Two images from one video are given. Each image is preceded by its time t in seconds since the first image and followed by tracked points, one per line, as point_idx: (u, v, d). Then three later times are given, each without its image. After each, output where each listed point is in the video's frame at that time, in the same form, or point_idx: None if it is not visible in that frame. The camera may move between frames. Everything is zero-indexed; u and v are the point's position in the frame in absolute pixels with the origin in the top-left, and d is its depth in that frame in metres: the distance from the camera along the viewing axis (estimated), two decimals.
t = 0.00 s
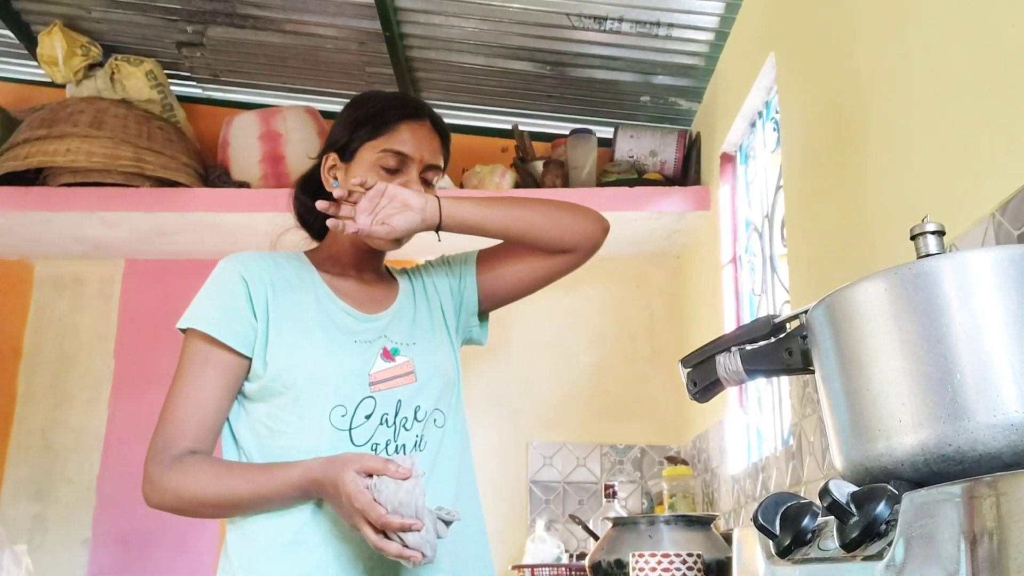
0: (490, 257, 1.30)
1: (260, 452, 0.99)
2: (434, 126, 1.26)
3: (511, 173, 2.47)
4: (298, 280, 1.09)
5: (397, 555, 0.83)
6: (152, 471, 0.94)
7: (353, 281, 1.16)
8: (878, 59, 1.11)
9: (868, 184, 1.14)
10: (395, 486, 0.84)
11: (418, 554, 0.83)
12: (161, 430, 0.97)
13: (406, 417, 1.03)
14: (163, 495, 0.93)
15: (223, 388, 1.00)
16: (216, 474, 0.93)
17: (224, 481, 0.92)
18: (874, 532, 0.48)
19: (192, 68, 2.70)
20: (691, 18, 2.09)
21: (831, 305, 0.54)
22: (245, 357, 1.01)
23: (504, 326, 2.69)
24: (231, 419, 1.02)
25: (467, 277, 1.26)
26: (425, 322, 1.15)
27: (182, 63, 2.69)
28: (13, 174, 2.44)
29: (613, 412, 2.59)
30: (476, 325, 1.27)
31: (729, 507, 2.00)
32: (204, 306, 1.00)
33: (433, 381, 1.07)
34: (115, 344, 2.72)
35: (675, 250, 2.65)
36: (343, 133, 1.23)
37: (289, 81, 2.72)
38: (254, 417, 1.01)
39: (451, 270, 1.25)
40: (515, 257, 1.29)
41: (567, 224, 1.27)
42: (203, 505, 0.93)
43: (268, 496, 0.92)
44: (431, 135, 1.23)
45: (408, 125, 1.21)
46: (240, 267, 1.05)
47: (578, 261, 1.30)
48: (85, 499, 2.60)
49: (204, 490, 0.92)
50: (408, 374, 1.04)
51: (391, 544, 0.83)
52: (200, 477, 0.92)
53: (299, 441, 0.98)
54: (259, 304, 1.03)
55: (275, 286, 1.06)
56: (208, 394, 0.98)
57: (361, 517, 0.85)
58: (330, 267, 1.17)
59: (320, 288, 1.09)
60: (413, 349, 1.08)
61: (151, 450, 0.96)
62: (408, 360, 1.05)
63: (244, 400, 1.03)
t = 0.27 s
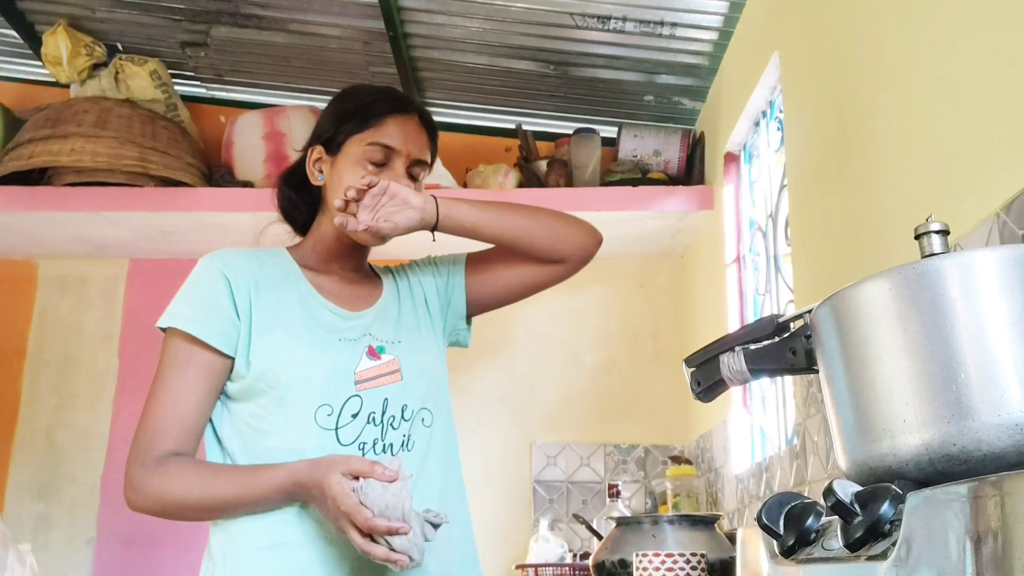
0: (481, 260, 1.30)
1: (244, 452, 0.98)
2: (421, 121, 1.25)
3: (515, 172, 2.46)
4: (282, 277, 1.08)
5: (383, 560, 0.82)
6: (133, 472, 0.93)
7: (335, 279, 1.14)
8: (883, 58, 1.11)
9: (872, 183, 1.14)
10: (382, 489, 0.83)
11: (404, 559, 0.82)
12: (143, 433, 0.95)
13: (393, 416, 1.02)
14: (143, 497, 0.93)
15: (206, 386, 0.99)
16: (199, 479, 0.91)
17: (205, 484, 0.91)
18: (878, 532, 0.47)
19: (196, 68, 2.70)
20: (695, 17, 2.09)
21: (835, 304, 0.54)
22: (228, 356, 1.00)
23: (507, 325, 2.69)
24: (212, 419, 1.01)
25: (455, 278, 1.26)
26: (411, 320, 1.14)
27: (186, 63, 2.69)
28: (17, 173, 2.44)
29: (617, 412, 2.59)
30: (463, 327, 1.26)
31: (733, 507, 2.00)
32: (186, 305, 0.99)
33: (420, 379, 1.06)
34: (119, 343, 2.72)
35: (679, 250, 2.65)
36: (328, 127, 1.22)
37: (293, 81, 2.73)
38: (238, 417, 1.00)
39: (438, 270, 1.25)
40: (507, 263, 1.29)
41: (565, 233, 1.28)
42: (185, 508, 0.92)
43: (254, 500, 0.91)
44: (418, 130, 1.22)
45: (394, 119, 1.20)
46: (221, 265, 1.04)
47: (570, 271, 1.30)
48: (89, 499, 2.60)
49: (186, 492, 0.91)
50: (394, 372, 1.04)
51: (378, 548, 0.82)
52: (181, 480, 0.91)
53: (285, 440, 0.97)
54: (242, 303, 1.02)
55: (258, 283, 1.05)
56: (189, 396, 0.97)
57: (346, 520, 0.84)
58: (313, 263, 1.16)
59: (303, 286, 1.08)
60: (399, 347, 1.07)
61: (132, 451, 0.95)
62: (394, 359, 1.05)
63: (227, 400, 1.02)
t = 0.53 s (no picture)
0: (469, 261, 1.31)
1: (234, 448, 0.96)
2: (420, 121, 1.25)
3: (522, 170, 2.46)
4: (274, 270, 1.06)
5: (388, 559, 0.81)
6: (119, 466, 0.90)
7: (325, 274, 1.13)
8: (891, 55, 1.11)
9: (881, 181, 1.13)
10: (388, 488, 0.82)
11: (410, 557, 0.82)
12: (127, 427, 0.91)
13: (385, 416, 1.01)
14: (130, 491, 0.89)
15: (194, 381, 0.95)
16: (191, 473, 0.89)
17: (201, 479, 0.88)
18: (886, 530, 0.47)
19: (203, 66, 2.71)
20: (702, 14, 2.08)
21: (843, 302, 0.54)
22: (219, 351, 0.97)
23: (514, 323, 2.69)
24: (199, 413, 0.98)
25: (443, 279, 1.26)
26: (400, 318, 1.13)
27: (194, 61, 2.70)
28: (26, 171, 2.46)
29: (624, 409, 2.59)
30: (448, 327, 1.27)
31: (740, 505, 2.00)
32: (177, 294, 0.96)
33: (412, 378, 1.06)
34: (127, 341, 2.73)
35: (686, 248, 2.64)
36: (326, 121, 1.20)
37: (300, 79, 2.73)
38: (229, 412, 0.98)
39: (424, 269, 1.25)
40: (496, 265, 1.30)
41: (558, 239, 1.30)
42: (177, 504, 0.88)
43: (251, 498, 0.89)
44: (417, 129, 1.22)
45: (394, 116, 1.20)
46: (211, 253, 1.01)
47: (559, 275, 1.32)
48: (98, 496, 2.62)
49: (178, 488, 0.88)
50: (387, 372, 1.03)
51: (384, 546, 0.81)
52: (174, 475, 0.88)
53: (280, 438, 0.95)
54: (235, 295, 0.99)
55: (251, 276, 1.02)
56: (178, 388, 0.94)
57: (350, 517, 0.83)
58: (303, 256, 1.13)
59: (295, 279, 1.06)
60: (391, 346, 1.06)
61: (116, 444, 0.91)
62: (387, 358, 1.04)
63: (216, 394, 0.99)
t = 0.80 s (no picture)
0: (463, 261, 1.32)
1: (230, 448, 0.95)
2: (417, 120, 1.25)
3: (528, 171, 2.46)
4: (268, 269, 1.05)
5: (393, 560, 0.81)
6: (111, 466, 0.88)
7: (319, 274, 1.12)
8: (897, 55, 1.10)
9: (888, 181, 1.13)
10: (393, 488, 0.83)
11: (415, 558, 0.82)
12: (119, 427, 0.90)
13: (380, 416, 1.01)
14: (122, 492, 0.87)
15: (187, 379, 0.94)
16: (187, 473, 0.87)
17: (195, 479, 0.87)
18: (893, 531, 0.47)
19: (210, 67, 2.72)
20: (708, 14, 2.08)
21: (849, 303, 0.54)
22: (213, 349, 0.96)
23: (520, 323, 2.69)
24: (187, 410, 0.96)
25: (434, 279, 1.27)
26: (392, 317, 1.13)
27: (200, 62, 2.71)
28: (33, 172, 2.47)
29: (631, 410, 2.59)
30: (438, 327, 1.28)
31: (746, 505, 1.99)
32: (171, 291, 0.95)
33: (407, 378, 1.06)
34: (134, 341, 2.74)
35: (692, 248, 2.64)
36: (322, 118, 1.20)
37: (306, 80, 2.74)
38: (224, 412, 0.97)
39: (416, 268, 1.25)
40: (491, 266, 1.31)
41: (549, 241, 1.30)
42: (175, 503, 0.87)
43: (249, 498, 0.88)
44: (415, 129, 1.23)
45: (394, 117, 1.20)
46: (203, 250, 1.00)
47: (553, 275, 1.33)
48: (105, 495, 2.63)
49: (174, 487, 0.87)
50: (382, 371, 1.03)
51: (388, 547, 0.81)
52: (169, 475, 0.87)
53: (276, 438, 0.94)
54: (231, 292, 0.99)
55: (245, 275, 1.02)
56: (172, 386, 0.93)
57: (354, 518, 0.82)
58: (296, 254, 1.13)
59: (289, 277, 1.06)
60: (386, 346, 1.06)
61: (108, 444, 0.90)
62: (383, 357, 1.04)
63: (209, 393, 0.98)
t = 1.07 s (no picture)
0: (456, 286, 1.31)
1: (220, 453, 0.93)
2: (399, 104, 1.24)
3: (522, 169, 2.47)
4: (255, 265, 1.03)
5: (382, 571, 0.81)
6: (96, 472, 0.87)
7: (307, 266, 1.10)
8: (891, 53, 1.11)
9: (881, 180, 1.13)
10: (382, 498, 0.83)
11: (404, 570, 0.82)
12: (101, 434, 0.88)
13: (371, 416, 1.01)
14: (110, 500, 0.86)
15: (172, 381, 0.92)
16: (172, 480, 0.86)
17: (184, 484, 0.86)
18: (886, 529, 0.47)
19: (204, 65, 2.71)
20: (702, 12, 2.08)
21: (844, 301, 0.54)
22: (200, 351, 0.95)
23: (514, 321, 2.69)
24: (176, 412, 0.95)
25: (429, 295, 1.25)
26: (381, 312, 1.12)
27: (194, 59, 2.70)
28: (26, 170, 2.46)
29: (625, 408, 2.59)
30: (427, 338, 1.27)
31: (740, 503, 2.00)
32: (154, 293, 0.92)
33: (397, 375, 1.05)
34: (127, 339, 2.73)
35: (686, 246, 2.64)
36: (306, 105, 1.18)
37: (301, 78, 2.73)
38: (212, 414, 0.95)
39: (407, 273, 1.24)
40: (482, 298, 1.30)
41: (548, 293, 1.28)
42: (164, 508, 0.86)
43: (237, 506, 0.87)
44: (399, 112, 1.22)
45: (379, 101, 1.19)
46: (187, 249, 0.98)
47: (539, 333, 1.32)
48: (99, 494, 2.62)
49: (162, 494, 0.85)
50: (374, 370, 1.02)
51: (378, 558, 0.81)
52: (156, 480, 0.86)
53: (267, 441, 0.94)
54: (217, 293, 0.97)
55: (231, 272, 0.99)
56: (156, 390, 0.91)
57: (342, 528, 0.82)
58: (284, 249, 1.10)
59: (275, 273, 1.03)
60: (378, 343, 1.05)
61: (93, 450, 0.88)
62: (374, 356, 1.03)
63: (196, 394, 0.97)
